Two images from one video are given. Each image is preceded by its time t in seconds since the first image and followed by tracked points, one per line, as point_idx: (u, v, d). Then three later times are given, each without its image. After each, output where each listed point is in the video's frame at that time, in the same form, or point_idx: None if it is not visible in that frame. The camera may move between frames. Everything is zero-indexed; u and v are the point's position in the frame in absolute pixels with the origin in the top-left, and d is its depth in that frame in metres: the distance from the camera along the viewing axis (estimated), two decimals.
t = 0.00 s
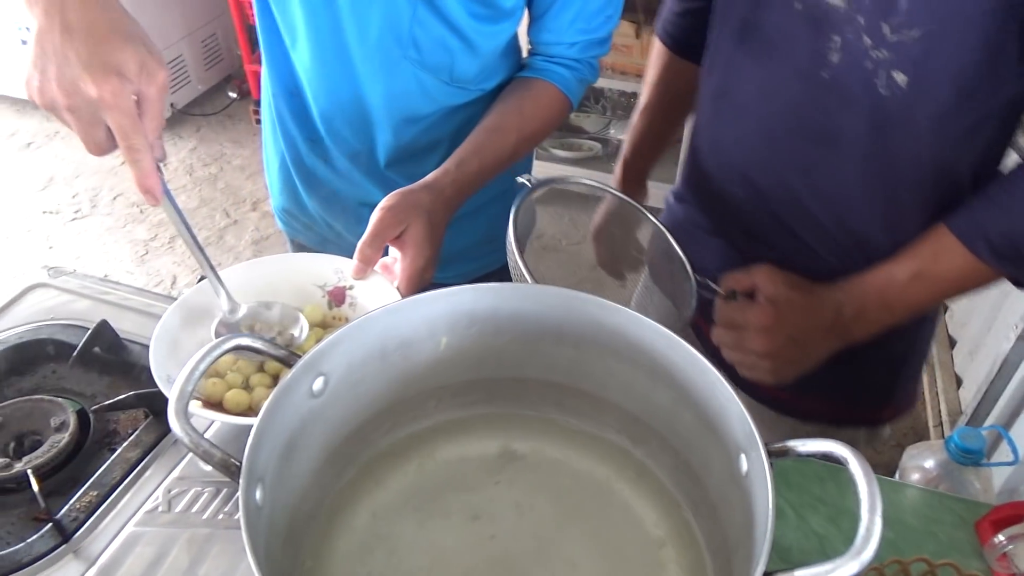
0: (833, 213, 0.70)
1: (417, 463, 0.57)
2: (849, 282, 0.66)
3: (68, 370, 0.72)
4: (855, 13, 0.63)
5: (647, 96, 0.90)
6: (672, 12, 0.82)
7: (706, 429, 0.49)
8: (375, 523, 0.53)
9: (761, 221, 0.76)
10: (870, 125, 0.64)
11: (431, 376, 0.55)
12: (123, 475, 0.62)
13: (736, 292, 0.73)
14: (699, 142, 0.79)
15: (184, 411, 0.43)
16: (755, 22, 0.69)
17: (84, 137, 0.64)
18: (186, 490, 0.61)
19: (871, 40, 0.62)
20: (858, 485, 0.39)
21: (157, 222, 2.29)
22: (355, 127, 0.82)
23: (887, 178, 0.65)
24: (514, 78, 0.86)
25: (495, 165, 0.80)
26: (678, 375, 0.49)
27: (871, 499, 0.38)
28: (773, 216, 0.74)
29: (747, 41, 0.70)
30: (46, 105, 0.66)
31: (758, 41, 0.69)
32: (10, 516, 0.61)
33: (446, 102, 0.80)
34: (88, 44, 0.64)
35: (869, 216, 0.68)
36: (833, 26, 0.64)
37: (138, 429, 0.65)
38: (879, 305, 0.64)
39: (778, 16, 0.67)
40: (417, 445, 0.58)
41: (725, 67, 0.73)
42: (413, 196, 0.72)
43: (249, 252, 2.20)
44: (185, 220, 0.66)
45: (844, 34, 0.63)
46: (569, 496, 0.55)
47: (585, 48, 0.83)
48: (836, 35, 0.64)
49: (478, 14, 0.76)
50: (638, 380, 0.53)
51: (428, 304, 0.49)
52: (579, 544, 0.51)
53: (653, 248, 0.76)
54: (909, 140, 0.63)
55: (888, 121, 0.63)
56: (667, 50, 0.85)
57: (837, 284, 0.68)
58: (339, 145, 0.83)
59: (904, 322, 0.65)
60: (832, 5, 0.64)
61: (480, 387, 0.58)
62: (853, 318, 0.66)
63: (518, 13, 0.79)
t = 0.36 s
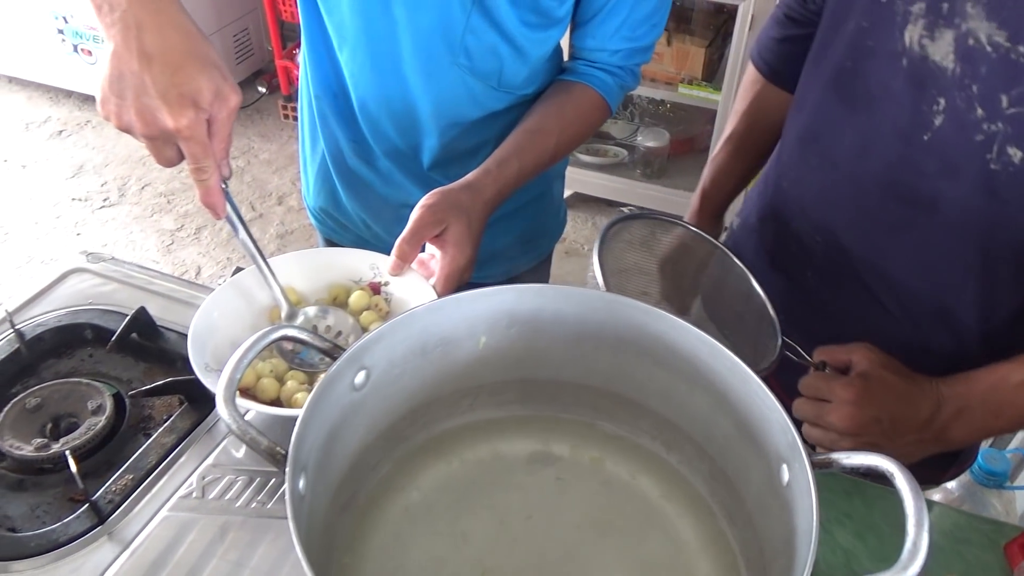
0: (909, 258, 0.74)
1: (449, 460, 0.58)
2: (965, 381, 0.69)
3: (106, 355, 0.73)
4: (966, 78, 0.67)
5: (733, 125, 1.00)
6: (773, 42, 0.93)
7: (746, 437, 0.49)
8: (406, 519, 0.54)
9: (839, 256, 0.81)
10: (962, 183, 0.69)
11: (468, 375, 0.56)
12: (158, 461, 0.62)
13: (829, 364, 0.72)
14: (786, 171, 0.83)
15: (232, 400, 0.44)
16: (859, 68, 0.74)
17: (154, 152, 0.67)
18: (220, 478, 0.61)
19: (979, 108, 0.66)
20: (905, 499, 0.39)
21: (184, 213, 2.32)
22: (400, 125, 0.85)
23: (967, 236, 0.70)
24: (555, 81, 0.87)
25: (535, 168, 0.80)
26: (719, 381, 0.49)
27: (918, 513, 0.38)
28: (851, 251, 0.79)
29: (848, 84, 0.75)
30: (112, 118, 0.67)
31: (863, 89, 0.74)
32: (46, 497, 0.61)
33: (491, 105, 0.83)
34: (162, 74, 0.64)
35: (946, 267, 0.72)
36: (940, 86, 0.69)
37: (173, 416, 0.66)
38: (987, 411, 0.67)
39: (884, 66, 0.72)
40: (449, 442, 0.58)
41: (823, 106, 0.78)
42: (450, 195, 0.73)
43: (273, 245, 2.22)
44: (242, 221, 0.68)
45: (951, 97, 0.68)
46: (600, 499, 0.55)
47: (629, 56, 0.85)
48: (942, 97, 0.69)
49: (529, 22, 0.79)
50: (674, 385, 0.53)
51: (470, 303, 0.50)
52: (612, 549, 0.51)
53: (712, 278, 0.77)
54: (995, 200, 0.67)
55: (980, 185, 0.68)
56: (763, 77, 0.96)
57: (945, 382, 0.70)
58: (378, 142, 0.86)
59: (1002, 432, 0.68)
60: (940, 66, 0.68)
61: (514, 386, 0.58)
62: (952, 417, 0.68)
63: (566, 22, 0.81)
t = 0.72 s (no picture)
0: (931, 273, 0.77)
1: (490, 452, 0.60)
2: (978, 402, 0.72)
3: (159, 347, 0.76)
4: (996, 107, 0.68)
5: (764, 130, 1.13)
6: (808, 47, 1.03)
7: (778, 434, 0.51)
8: (451, 507, 0.56)
9: (867, 266, 0.84)
10: (981, 206, 0.71)
11: (514, 371, 0.59)
12: (213, 448, 0.66)
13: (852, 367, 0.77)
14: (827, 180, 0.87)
15: (304, 387, 0.46)
16: (898, 87, 0.77)
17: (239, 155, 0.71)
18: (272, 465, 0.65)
19: (1006, 137, 0.68)
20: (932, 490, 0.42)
21: (212, 216, 2.37)
22: (440, 136, 0.88)
23: (986, 259, 0.72)
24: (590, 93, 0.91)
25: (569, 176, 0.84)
26: (753, 380, 0.51)
27: (945, 503, 0.40)
28: (877, 262, 0.82)
29: (887, 102, 0.78)
30: (202, 124, 0.70)
31: (901, 109, 0.77)
32: (107, 479, 0.64)
33: (527, 117, 0.87)
34: (269, 88, 0.70)
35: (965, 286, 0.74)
36: (972, 113, 0.70)
37: (226, 406, 0.69)
38: (992, 415, 0.70)
39: (921, 88, 0.75)
40: (492, 437, 0.61)
41: (862, 122, 0.81)
42: (490, 201, 0.76)
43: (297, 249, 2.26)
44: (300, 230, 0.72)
45: (981, 123, 0.70)
46: (637, 490, 0.58)
47: (663, 71, 0.88)
48: (974, 122, 0.70)
49: (568, 38, 0.82)
50: (709, 384, 0.56)
51: (519, 301, 0.53)
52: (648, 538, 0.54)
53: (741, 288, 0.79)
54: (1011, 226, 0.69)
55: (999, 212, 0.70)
56: (801, 84, 1.06)
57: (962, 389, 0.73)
58: (419, 151, 0.90)
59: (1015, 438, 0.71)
60: (974, 93, 0.70)
61: (556, 384, 0.61)
62: (961, 419, 0.72)
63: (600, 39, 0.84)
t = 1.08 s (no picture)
0: (942, 254, 0.79)
1: (559, 483, 0.60)
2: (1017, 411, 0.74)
3: (202, 385, 0.75)
4: (1003, 88, 0.72)
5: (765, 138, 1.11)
6: (808, 56, 1.03)
7: (856, 455, 0.52)
8: (529, 540, 0.56)
9: (879, 253, 0.86)
10: (990, 186, 0.74)
11: (583, 401, 0.59)
12: (272, 488, 0.65)
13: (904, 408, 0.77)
14: (837, 171, 0.90)
15: (400, 433, 0.46)
16: (906, 78, 0.80)
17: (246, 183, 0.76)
18: (334, 503, 0.64)
19: (1015, 115, 0.71)
20: None
21: (202, 237, 2.33)
22: (471, 157, 0.88)
23: (990, 237, 0.75)
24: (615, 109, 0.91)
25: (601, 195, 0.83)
26: (826, 404, 0.52)
27: None
28: (886, 250, 0.85)
29: (895, 92, 0.82)
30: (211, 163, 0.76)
31: (909, 98, 0.80)
32: (164, 525, 0.63)
33: (560, 138, 0.87)
34: (239, 121, 0.72)
35: (974, 268, 0.77)
36: (980, 95, 0.74)
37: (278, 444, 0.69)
38: None
39: (927, 77, 0.78)
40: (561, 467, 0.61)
41: (873, 112, 0.84)
42: (530, 226, 0.76)
43: (292, 268, 2.23)
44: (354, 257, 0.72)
45: (989, 105, 0.73)
46: (709, 514, 0.58)
47: (689, 85, 0.88)
48: (983, 104, 0.73)
49: (601, 57, 0.82)
50: (780, 409, 0.56)
51: (592, 332, 0.53)
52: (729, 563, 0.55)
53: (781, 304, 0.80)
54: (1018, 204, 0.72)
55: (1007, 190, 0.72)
56: (800, 91, 1.06)
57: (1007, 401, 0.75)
58: (447, 176, 0.90)
59: None
60: (983, 77, 0.73)
61: (621, 411, 0.62)
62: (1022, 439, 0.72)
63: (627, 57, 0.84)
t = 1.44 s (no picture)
0: (919, 212, 0.73)
1: (617, 520, 0.56)
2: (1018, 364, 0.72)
3: (185, 452, 0.67)
4: (976, 30, 0.66)
5: (729, 107, 1.11)
6: (761, 28, 1.01)
7: (934, 458, 0.50)
8: None
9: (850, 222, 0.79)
10: (971, 138, 0.68)
11: (636, 429, 0.55)
12: (295, 564, 0.58)
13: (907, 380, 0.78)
14: (793, 137, 0.82)
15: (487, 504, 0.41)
16: (873, 29, 0.72)
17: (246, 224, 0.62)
18: (368, 570, 0.57)
19: (989, 56, 0.65)
20: None
21: (102, 264, 2.15)
22: (442, 167, 0.81)
23: (974, 194, 0.69)
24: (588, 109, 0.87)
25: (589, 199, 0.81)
26: (898, 406, 0.50)
27: None
28: (858, 221, 0.78)
29: (861, 44, 0.74)
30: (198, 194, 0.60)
31: (878, 50, 0.72)
32: None
33: (535, 141, 0.82)
34: (266, 146, 0.59)
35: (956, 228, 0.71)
36: (953, 39, 0.67)
37: (290, 510, 0.62)
38: None
39: (896, 28, 0.71)
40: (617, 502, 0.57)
41: (835, 68, 0.76)
42: (533, 238, 0.73)
43: (208, 289, 2.08)
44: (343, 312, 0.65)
45: (963, 49, 0.66)
46: (774, 530, 0.55)
47: (665, 79, 0.85)
48: (956, 48, 0.67)
49: (576, 53, 0.77)
50: (841, 415, 0.54)
51: (653, 358, 0.50)
52: None
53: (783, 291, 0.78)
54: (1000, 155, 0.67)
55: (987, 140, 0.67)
56: (755, 61, 1.04)
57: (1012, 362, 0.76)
58: (419, 190, 0.84)
59: None
60: (955, 21, 0.67)
61: (671, 434, 0.58)
62: None
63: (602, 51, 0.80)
